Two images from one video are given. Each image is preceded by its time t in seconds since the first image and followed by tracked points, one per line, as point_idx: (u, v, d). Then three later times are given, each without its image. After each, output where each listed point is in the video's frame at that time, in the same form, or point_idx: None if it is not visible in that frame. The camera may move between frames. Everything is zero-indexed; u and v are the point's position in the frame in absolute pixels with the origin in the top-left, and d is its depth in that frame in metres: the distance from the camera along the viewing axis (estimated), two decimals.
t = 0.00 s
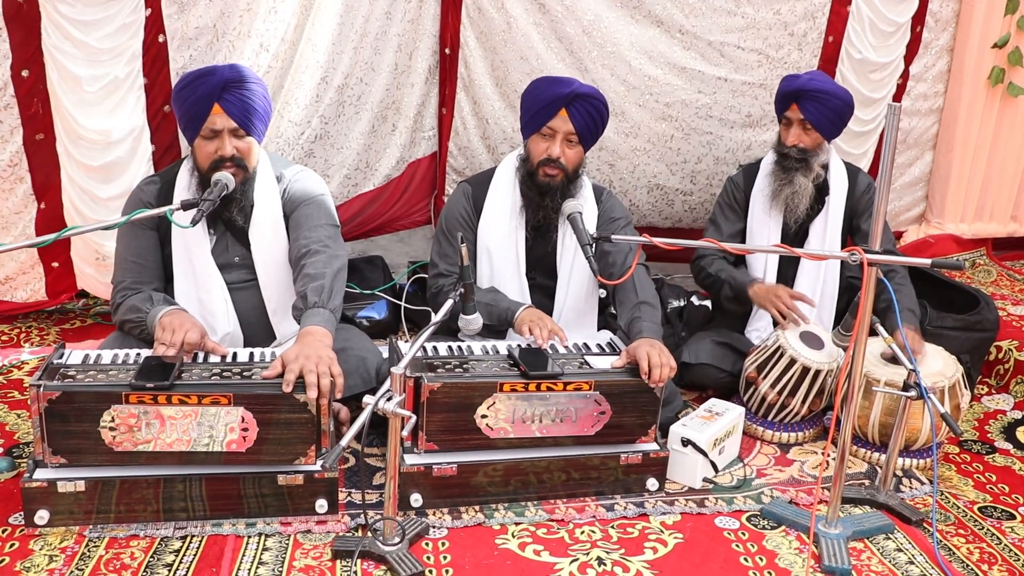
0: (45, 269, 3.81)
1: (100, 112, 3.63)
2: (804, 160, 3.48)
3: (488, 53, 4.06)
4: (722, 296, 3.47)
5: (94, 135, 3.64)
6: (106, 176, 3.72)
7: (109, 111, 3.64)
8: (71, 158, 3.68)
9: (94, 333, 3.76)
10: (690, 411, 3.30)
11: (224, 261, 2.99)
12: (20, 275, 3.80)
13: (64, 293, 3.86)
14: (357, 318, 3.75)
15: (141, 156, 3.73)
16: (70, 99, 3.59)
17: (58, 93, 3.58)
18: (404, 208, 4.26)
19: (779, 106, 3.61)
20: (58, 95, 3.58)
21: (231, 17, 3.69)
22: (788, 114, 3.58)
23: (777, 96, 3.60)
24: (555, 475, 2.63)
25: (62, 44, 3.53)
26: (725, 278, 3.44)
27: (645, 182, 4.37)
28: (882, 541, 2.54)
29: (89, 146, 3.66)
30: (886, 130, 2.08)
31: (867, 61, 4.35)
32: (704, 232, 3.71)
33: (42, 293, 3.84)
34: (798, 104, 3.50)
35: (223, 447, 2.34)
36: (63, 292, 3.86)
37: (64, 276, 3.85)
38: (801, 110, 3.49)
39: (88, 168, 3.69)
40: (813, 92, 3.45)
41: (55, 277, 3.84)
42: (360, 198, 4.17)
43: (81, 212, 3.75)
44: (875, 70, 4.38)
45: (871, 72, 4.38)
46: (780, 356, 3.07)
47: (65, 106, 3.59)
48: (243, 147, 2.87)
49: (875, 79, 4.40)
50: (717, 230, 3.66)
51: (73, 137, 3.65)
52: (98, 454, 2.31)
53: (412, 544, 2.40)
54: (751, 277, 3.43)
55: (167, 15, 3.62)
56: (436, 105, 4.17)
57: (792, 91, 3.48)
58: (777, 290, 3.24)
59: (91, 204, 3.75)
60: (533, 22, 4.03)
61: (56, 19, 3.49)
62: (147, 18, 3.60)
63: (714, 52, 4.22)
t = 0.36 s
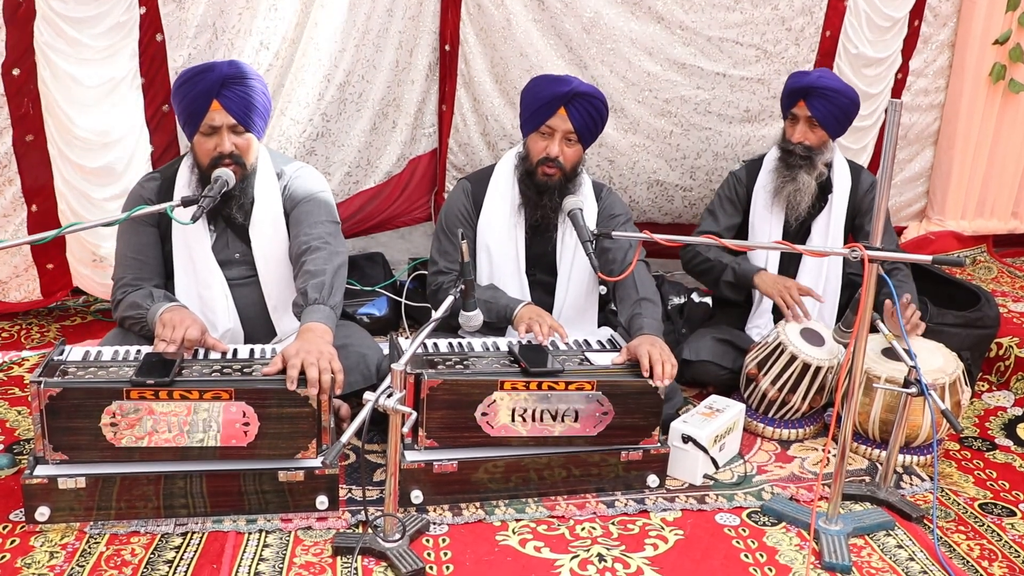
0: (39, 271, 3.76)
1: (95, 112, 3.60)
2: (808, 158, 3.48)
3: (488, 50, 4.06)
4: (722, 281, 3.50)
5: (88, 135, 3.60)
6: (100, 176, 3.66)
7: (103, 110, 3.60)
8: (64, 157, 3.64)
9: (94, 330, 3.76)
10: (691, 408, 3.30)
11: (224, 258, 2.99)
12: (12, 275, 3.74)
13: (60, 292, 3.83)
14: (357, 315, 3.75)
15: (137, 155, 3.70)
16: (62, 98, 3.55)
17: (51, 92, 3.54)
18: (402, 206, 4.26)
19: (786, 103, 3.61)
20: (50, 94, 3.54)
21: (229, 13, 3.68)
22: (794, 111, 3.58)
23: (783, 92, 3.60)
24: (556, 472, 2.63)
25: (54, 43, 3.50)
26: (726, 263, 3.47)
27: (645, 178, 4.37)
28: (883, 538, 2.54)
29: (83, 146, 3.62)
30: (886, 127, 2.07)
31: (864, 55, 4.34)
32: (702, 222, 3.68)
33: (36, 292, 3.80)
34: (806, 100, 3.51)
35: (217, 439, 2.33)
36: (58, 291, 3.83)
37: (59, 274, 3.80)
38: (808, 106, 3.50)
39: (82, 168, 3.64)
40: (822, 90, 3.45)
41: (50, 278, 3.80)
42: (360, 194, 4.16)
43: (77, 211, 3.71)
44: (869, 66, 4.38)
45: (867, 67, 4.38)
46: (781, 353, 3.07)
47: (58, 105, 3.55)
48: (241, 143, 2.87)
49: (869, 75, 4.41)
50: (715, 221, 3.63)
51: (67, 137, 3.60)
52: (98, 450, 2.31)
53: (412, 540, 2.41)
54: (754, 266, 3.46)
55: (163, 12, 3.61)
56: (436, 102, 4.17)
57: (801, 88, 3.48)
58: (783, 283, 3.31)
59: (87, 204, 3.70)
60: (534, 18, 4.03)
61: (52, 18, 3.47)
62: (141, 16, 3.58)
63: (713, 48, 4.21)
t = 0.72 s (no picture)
0: (25, 262, 3.73)
1: (84, 104, 3.51)
2: (824, 160, 3.49)
3: (488, 47, 4.05)
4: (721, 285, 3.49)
5: (77, 125, 3.52)
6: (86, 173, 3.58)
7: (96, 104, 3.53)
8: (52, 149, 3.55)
9: (94, 327, 3.75)
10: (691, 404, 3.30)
11: (224, 254, 2.99)
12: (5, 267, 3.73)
13: (49, 282, 3.81)
14: (357, 312, 3.75)
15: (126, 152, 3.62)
16: (56, 87, 3.47)
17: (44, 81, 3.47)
18: (402, 203, 4.26)
19: (805, 104, 3.57)
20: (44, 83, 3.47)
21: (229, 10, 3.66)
22: (815, 113, 3.54)
23: (801, 95, 3.57)
24: (556, 469, 2.63)
25: (50, 33, 3.42)
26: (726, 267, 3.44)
27: (646, 174, 4.37)
28: (882, 534, 2.54)
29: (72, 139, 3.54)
30: (886, 124, 2.07)
31: (866, 52, 4.34)
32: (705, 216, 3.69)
33: (26, 283, 3.78)
34: (830, 104, 3.48)
35: (215, 437, 2.34)
36: (47, 280, 3.81)
37: (48, 263, 3.78)
38: (831, 110, 3.47)
39: (68, 161, 3.55)
40: (849, 96, 3.43)
41: (36, 268, 3.77)
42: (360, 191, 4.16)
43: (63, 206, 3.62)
44: (871, 63, 4.37)
45: (869, 64, 4.38)
46: (780, 350, 3.07)
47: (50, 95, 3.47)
48: (239, 140, 2.86)
49: (871, 72, 4.41)
50: (719, 215, 3.64)
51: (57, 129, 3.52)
52: (98, 447, 2.31)
53: (412, 537, 2.41)
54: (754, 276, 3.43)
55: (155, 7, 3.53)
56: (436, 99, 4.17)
57: (829, 91, 3.44)
58: (781, 296, 3.26)
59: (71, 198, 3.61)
60: (535, 15, 4.02)
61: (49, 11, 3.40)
62: (129, 7, 3.49)
63: (714, 44, 4.21)
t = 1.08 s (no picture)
0: (22, 262, 3.67)
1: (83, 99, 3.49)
2: (834, 159, 3.51)
3: (488, 45, 4.05)
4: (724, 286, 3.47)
5: (77, 121, 3.52)
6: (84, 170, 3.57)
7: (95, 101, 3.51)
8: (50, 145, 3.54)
9: (94, 325, 3.75)
10: (691, 403, 3.30)
11: (224, 253, 2.99)
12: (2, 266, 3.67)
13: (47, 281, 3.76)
14: (357, 310, 3.75)
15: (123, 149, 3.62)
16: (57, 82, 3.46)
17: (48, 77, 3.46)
18: (401, 202, 4.24)
19: (812, 101, 3.55)
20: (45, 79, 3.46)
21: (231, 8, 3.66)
22: (827, 112, 3.52)
23: (810, 92, 3.56)
24: (555, 467, 2.63)
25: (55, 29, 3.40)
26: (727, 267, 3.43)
27: (646, 172, 4.37)
28: (882, 532, 2.55)
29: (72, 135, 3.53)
30: (886, 122, 2.07)
31: (867, 49, 4.34)
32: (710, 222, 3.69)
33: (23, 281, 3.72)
34: (844, 102, 3.47)
35: (218, 435, 2.34)
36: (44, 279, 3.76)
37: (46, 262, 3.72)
38: (845, 108, 3.47)
39: (67, 156, 3.54)
40: (864, 94, 3.44)
41: (35, 267, 3.71)
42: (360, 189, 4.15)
43: (61, 203, 3.59)
44: (873, 60, 4.37)
45: (870, 62, 4.38)
46: (780, 348, 3.08)
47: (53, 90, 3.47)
48: (238, 138, 2.86)
49: (874, 69, 4.41)
50: (722, 221, 3.64)
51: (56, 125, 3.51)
52: (98, 446, 2.31)
53: (412, 536, 2.41)
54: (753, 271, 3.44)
55: None
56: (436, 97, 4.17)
57: (846, 91, 3.43)
58: (778, 281, 3.27)
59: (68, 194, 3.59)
60: (535, 13, 4.02)
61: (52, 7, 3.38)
62: None
63: (714, 42, 4.21)
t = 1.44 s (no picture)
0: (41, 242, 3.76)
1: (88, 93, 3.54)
2: (828, 146, 3.54)
3: (488, 44, 4.05)
4: (720, 275, 3.51)
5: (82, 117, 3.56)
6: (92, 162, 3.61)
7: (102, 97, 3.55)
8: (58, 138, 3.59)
9: (94, 324, 3.74)
10: (690, 402, 3.31)
11: (224, 252, 3.00)
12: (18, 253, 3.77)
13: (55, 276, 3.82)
14: (357, 309, 3.76)
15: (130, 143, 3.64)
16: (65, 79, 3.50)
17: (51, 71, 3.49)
18: (401, 202, 4.25)
19: (797, 91, 3.59)
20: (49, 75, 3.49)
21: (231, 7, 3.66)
22: (814, 100, 3.56)
23: (796, 85, 3.60)
24: (555, 466, 2.63)
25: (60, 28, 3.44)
26: (724, 257, 3.47)
27: (645, 172, 4.37)
28: (881, 531, 2.55)
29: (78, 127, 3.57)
30: (886, 121, 2.07)
31: (866, 48, 4.34)
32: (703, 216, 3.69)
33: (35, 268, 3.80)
34: (830, 89, 3.52)
35: (220, 437, 2.34)
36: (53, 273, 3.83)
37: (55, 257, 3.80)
38: (833, 95, 3.52)
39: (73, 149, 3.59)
40: (849, 78, 3.49)
41: (47, 252, 3.78)
42: (360, 189, 4.16)
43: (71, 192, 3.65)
44: (872, 60, 4.38)
45: (870, 61, 4.38)
46: (780, 347, 3.08)
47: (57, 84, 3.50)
48: (240, 137, 2.86)
49: (873, 68, 4.41)
50: (716, 215, 3.64)
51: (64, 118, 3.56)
52: (98, 444, 2.31)
53: (411, 534, 2.41)
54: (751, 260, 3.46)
55: None
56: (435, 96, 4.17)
57: (831, 76, 3.47)
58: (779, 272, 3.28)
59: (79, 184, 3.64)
60: (535, 12, 4.01)
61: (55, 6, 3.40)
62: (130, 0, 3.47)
63: (714, 42, 4.21)
